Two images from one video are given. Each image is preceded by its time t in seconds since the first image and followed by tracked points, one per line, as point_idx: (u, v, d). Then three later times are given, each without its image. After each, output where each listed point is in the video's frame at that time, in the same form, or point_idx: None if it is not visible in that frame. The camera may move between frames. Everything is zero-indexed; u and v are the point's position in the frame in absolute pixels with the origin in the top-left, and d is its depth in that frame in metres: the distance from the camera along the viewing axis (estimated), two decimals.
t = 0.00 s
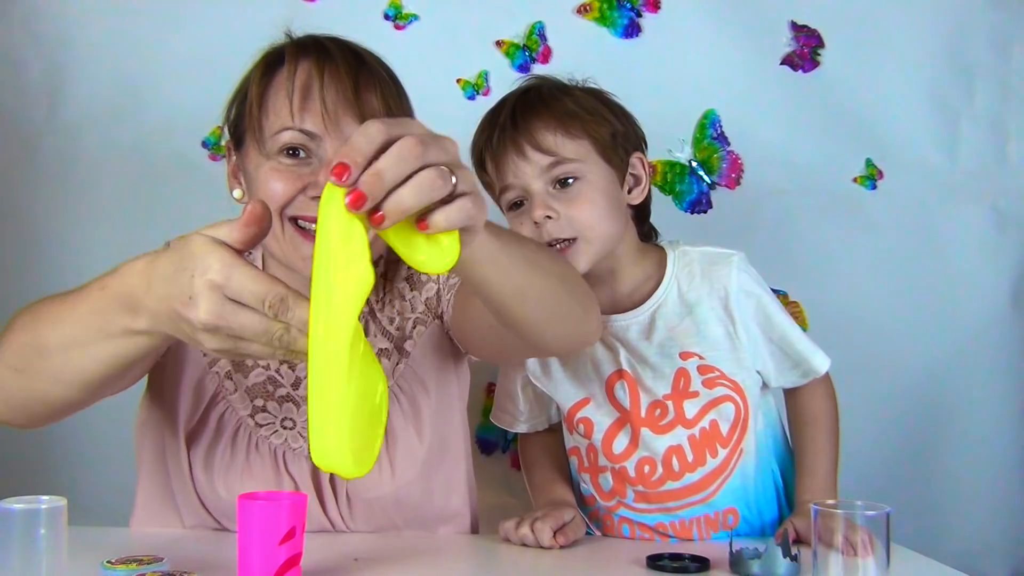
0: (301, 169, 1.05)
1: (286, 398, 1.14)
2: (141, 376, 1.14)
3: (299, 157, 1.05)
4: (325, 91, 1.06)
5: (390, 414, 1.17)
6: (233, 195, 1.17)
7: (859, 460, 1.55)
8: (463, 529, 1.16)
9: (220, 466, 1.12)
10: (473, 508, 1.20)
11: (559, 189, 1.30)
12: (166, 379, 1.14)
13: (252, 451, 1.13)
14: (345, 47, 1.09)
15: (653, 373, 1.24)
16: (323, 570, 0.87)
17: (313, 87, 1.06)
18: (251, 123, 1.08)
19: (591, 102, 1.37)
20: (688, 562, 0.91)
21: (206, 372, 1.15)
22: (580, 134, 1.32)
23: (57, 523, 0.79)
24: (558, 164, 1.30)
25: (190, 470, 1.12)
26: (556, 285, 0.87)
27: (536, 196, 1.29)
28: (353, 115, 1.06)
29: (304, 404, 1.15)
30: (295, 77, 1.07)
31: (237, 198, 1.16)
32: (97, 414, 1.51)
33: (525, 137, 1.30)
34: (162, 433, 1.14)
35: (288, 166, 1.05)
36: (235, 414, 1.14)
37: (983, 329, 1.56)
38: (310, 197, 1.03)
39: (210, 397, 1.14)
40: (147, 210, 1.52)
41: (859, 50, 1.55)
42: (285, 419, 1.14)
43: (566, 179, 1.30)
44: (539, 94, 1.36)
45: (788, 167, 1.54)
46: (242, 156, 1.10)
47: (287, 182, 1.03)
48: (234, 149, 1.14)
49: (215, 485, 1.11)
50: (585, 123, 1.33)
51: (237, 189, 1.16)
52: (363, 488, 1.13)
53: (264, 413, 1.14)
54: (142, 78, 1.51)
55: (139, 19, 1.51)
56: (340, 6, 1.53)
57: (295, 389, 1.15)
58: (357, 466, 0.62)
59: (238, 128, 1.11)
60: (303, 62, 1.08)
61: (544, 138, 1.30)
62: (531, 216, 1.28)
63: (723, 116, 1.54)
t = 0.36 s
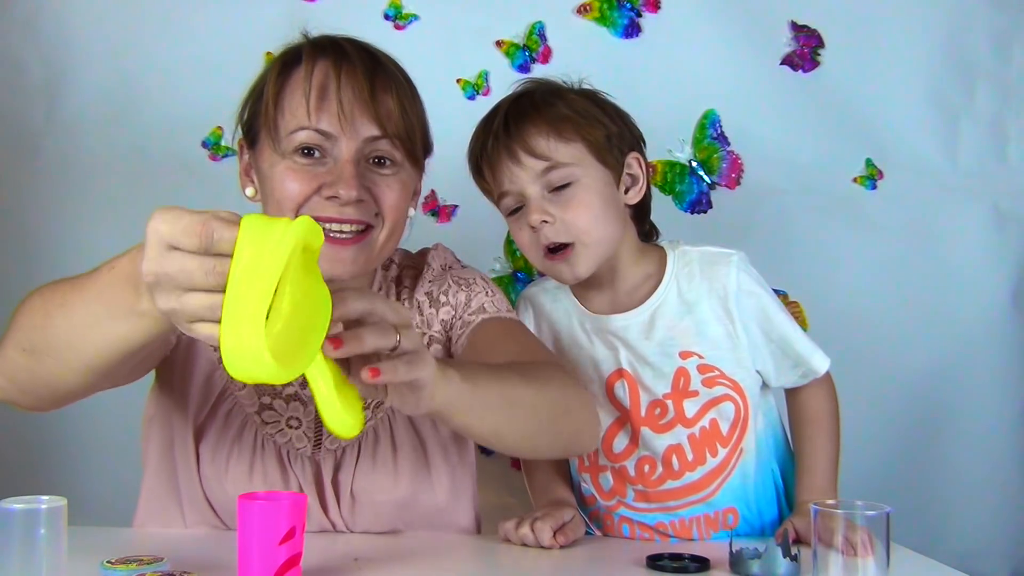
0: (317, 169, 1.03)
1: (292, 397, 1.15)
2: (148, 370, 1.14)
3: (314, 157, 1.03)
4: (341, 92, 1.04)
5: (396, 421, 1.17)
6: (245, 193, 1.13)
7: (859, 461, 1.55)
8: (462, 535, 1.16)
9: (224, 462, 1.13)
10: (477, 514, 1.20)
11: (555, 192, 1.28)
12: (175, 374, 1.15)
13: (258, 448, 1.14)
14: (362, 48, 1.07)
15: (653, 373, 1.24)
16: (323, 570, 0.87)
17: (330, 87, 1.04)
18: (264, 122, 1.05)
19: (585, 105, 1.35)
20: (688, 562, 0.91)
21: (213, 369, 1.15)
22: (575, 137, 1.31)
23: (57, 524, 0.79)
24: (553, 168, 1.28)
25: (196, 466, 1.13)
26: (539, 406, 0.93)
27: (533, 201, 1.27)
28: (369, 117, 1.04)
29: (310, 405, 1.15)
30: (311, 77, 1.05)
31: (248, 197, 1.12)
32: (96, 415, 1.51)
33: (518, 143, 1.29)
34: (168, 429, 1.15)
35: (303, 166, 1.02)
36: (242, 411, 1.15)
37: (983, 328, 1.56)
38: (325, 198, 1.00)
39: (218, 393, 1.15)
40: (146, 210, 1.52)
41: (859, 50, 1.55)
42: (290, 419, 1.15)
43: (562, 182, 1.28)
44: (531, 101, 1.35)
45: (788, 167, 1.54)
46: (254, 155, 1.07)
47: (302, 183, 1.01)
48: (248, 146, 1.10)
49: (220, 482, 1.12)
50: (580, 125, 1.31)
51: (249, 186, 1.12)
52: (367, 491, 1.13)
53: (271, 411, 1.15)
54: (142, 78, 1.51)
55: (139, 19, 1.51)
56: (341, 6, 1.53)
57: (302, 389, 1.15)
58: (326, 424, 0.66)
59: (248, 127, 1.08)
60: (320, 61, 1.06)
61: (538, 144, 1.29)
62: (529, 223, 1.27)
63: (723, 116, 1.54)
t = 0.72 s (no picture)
0: (330, 167, 1.08)
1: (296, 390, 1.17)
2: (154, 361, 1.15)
3: (328, 155, 1.09)
4: (356, 92, 1.10)
5: (398, 414, 1.19)
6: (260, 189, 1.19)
7: (859, 461, 1.55)
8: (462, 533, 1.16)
9: (227, 452, 1.14)
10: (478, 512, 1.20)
11: (575, 186, 1.28)
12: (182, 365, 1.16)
13: (261, 439, 1.14)
14: (377, 51, 1.13)
15: (658, 365, 1.25)
16: (323, 570, 0.87)
17: (346, 88, 1.11)
18: (279, 119, 1.10)
19: (608, 101, 1.34)
20: (688, 562, 0.91)
21: (219, 361, 1.16)
22: (597, 133, 1.30)
23: (58, 523, 0.79)
24: (573, 162, 1.28)
25: (198, 459, 1.14)
26: (544, 423, 0.98)
27: (552, 193, 1.28)
28: (382, 116, 1.11)
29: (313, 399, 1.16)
30: (329, 76, 1.10)
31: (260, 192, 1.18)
32: (96, 416, 1.51)
33: (541, 135, 1.29)
34: (173, 420, 1.16)
35: (317, 164, 1.08)
36: (246, 403, 1.16)
37: (984, 328, 1.56)
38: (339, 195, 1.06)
39: (223, 384, 1.16)
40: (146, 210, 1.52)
41: (859, 50, 1.55)
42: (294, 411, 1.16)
43: (581, 177, 1.28)
44: (556, 94, 1.34)
45: (788, 167, 1.54)
46: (268, 153, 1.13)
47: (316, 180, 1.07)
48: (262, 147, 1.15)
49: (223, 474, 1.13)
50: (602, 122, 1.31)
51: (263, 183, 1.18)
52: (368, 488, 1.15)
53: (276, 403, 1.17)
54: (142, 77, 1.51)
55: (139, 19, 1.51)
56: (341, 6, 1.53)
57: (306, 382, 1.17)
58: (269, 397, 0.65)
59: (264, 125, 1.14)
60: (337, 63, 1.12)
61: (560, 138, 1.29)
62: (546, 215, 1.27)
63: (723, 116, 1.54)
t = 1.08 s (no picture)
0: (329, 163, 1.09)
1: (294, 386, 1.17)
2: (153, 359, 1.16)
3: (326, 152, 1.10)
4: (355, 90, 1.12)
5: (394, 410, 1.21)
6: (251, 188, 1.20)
7: (858, 461, 1.55)
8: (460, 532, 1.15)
9: (227, 449, 1.14)
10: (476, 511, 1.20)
11: (619, 176, 1.35)
12: (181, 363, 1.17)
13: (259, 435, 1.16)
14: (375, 52, 1.16)
15: (675, 353, 1.30)
16: (323, 570, 0.87)
17: (345, 86, 1.12)
18: (277, 117, 1.11)
19: (664, 96, 1.39)
20: (688, 562, 0.91)
21: (217, 358, 1.17)
22: (650, 126, 1.36)
23: (58, 523, 0.79)
24: (622, 153, 1.35)
25: (198, 457, 1.15)
26: (523, 426, 1.01)
27: (597, 179, 1.35)
28: (380, 114, 1.12)
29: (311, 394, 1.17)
30: (328, 75, 1.12)
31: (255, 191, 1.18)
32: (96, 416, 1.51)
33: (596, 121, 1.35)
34: (172, 417, 1.16)
35: (316, 160, 1.09)
36: (245, 399, 1.17)
37: (983, 329, 1.56)
38: (338, 191, 1.06)
39: (222, 381, 1.17)
40: (146, 210, 1.52)
41: (859, 50, 1.55)
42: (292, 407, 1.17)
43: (627, 168, 1.35)
44: (616, 83, 1.39)
45: (788, 168, 1.54)
46: (265, 151, 1.14)
47: (315, 177, 1.07)
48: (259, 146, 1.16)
49: (221, 471, 1.14)
50: (656, 116, 1.37)
51: (256, 181, 1.19)
52: (365, 486, 1.15)
53: (274, 400, 1.17)
54: (142, 77, 1.51)
55: (139, 19, 1.51)
56: (341, 6, 1.53)
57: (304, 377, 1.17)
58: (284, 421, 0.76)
59: (261, 123, 1.15)
60: (335, 62, 1.14)
61: (614, 127, 1.35)
62: (588, 200, 1.34)
63: (723, 117, 1.54)
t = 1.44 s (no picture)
0: (327, 162, 1.09)
1: (291, 386, 1.17)
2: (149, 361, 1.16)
3: (323, 151, 1.11)
4: (352, 89, 1.12)
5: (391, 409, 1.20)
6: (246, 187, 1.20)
7: (858, 461, 1.55)
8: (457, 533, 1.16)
9: (225, 450, 1.14)
10: (473, 511, 1.20)
11: (656, 178, 1.34)
12: (177, 364, 1.17)
13: (256, 435, 1.16)
14: (371, 50, 1.16)
15: (692, 349, 1.31)
16: (323, 570, 0.87)
17: (342, 85, 1.12)
18: (274, 116, 1.11)
19: (709, 103, 1.37)
20: (688, 562, 0.91)
21: (214, 359, 1.17)
22: (692, 132, 1.35)
23: (58, 523, 0.79)
24: (663, 156, 1.34)
25: (196, 457, 1.15)
26: (515, 428, 1.01)
27: (634, 178, 1.34)
28: (377, 112, 1.13)
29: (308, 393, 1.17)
30: (324, 74, 1.12)
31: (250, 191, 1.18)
32: (96, 416, 1.51)
33: (640, 122, 1.34)
34: (169, 418, 1.16)
35: (314, 160, 1.09)
36: (242, 399, 1.17)
37: (983, 329, 1.56)
38: (337, 190, 1.07)
39: (218, 382, 1.17)
40: (146, 210, 1.52)
41: (859, 50, 1.55)
42: (289, 407, 1.17)
43: (666, 171, 1.34)
44: (666, 85, 1.37)
45: (788, 168, 1.54)
46: (261, 151, 1.14)
47: (314, 177, 1.08)
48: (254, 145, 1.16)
49: (220, 471, 1.14)
50: (698, 121, 1.35)
51: (251, 181, 1.19)
52: (362, 487, 1.15)
53: (270, 400, 1.17)
54: (141, 78, 1.51)
55: (138, 19, 1.51)
56: (340, 6, 1.53)
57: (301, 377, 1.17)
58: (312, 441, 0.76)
59: (257, 122, 1.15)
60: (332, 61, 1.14)
61: (656, 132, 1.33)
62: (623, 198, 1.33)
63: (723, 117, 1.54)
